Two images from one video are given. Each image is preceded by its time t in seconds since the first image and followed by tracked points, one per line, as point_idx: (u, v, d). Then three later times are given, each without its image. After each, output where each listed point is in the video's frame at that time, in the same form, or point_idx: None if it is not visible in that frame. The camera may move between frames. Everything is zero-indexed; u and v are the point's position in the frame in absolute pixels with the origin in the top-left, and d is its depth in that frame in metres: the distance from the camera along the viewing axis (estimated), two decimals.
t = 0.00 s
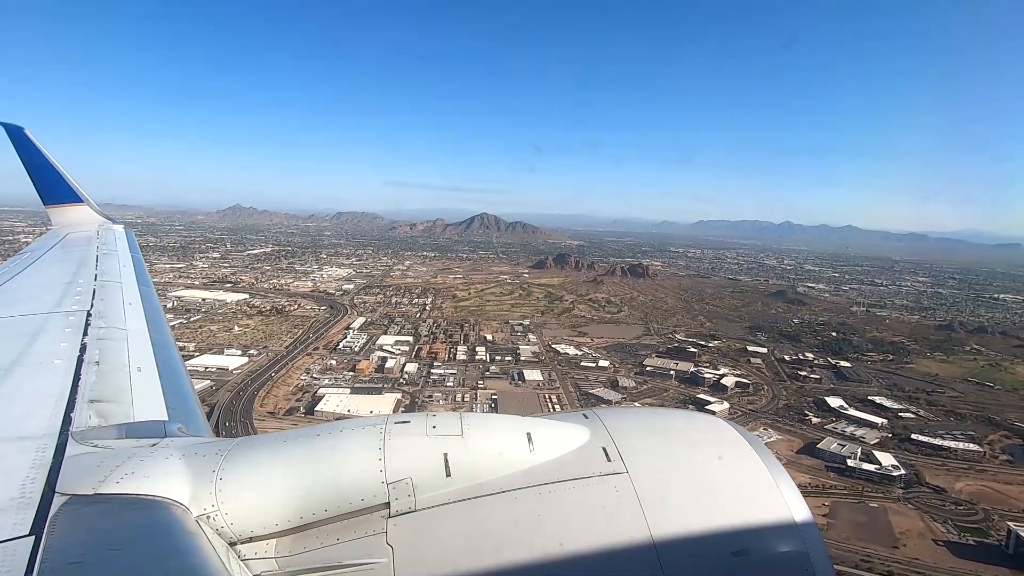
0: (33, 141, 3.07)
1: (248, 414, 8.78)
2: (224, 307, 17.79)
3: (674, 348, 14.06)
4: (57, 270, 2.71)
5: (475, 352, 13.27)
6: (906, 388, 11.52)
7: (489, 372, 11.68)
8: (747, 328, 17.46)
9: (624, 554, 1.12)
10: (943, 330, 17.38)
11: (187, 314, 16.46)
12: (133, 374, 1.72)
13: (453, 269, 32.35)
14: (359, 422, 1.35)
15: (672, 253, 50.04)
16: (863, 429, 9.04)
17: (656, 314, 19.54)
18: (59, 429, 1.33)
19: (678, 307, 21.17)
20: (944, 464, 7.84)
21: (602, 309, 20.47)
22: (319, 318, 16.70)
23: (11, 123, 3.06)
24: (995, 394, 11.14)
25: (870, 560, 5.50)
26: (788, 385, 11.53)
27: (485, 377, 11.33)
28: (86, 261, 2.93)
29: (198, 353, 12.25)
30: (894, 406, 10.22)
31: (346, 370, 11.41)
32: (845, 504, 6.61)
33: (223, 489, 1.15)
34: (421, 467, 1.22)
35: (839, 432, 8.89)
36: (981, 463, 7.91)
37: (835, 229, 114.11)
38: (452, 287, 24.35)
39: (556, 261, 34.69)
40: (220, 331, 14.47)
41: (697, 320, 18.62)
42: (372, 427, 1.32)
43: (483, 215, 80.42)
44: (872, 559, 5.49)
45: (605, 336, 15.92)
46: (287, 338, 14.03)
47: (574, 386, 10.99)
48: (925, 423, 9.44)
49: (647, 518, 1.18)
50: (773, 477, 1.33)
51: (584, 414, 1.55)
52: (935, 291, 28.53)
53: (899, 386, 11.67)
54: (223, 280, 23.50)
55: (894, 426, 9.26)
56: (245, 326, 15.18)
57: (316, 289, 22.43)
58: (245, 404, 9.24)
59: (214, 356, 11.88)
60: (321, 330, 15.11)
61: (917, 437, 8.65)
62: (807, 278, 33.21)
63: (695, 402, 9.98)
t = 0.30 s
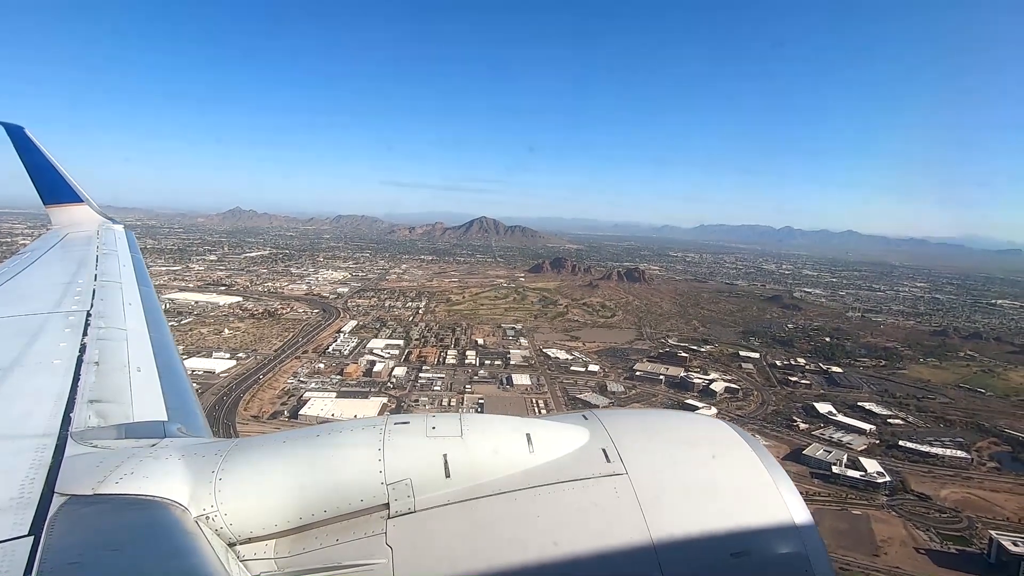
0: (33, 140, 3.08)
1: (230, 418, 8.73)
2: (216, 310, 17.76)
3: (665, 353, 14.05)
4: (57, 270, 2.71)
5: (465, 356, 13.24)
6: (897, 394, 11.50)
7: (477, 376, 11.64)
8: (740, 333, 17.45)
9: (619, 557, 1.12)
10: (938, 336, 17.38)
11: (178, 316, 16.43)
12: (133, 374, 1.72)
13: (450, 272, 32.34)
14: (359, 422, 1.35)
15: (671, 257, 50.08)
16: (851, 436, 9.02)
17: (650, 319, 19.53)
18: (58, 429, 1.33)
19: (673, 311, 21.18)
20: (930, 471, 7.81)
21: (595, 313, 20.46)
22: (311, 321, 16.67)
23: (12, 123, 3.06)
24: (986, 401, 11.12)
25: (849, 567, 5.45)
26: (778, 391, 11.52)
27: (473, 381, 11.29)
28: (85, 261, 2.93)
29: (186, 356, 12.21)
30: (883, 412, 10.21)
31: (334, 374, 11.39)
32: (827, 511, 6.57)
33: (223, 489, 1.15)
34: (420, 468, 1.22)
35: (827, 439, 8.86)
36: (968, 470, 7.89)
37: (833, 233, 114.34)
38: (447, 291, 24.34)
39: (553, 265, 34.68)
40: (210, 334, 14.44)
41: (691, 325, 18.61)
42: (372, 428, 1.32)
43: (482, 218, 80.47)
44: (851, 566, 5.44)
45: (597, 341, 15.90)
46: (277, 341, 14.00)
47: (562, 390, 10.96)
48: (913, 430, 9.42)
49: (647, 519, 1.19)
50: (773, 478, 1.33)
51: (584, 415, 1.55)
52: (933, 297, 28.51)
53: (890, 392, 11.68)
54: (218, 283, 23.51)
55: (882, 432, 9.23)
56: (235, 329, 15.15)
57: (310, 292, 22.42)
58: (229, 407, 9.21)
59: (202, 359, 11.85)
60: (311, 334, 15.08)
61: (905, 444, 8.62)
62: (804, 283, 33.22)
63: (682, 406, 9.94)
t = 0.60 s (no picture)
0: (34, 139, 3.07)
1: (214, 419, 8.73)
2: (208, 311, 17.75)
3: (656, 357, 14.05)
4: (58, 269, 2.71)
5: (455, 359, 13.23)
6: (888, 399, 11.49)
7: (466, 379, 11.63)
8: (734, 336, 17.46)
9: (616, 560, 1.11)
10: (933, 341, 17.39)
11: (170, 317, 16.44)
12: (134, 372, 1.73)
13: (446, 275, 32.34)
14: (359, 422, 1.35)
15: (669, 261, 50.09)
16: (838, 441, 8.99)
17: (644, 322, 19.54)
18: (59, 427, 1.33)
19: (667, 315, 21.19)
20: (916, 477, 7.78)
21: (589, 316, 20.46)
22: (303, 323, 16.67)
23: (13, 122, 3.06)
24: (978, 407, 11.12)
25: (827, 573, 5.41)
26: (768, 395, 11.51)
27: (462, 384, 11.26)
28: (85, 259, 2.92)
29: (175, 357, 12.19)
30: (872, 417, 10.19)
31: (321, 376, 11.37)
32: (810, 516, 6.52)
33: (223, 488, 1.15)
34: (419, 469, 1.22)
35: (815, 444, 8.83)
36: (954, 476, 7.86)
37: (832, 236, 114.59)
38: (441, 293, 24.35)
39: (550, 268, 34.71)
40: (200, 335, 14.43)
41: (684, 328, 18.62)
42: (373, 428, 1.32)
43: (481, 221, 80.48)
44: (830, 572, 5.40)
45: (589, 344, 15.89)
46: (267, 343, 13.99)
47: (550, 394, 10.94)
48: (902, 435, 9.40)
49: (647, 520, 1.18)
50: (774, 481, 1.33)
51: (583, 416, 1.55)
52: (931, 302, 28.51)
53: (881, 397, 11.68)
54: (212, 284, 23.50)
55: (870, 437, 9.20)
56: (226, 330, 15.13)
57: (304, 294, 22.42)
58: (214, 409, 9.20)
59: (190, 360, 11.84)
60: (302, 336, 15.07)
61: (892, 450, 8.58)
62: (800, 286, 33.27)
63: (671, 408, 9.92)
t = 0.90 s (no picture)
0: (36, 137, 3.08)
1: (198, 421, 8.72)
2: (200, 311, 17.75)
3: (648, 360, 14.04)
4: (59, 267, 2.71)
5: (445, 361, 13.20)
6: (879, 404, 11.47)
7: (454, 381, 11.61)
8: (728, 340, 17.45)
9: (612, 562, 1.11)
10: (928, 345, 17.38)
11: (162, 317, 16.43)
12: (136, 370, 1.74)
13: (443, 276, 32.35)
14: (358, 422, 1.35)
15: (668, 263, 50.10)
16: (825, 445, 8.95)
17: (638, 325, 19.53)
18: (60, 425, 1.33)
19: (662, 318, 21.18)
20: (902, 483, 7.71)
21: (584, 319, 20.44)
22: (296, 324, 16.67)
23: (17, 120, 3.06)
24: (969, 412, 11.11)
25: None
26: (758, 399, 11.49)
27: (450, 387, 11.24)
28: (87, 258, 2.93)
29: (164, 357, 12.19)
30: (861, 422, 10.15)
31: (310, 378, 11.35)
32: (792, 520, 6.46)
33: (223, 486, 1.15)
34: (420, 468, 1.22)
35: (802, 448, 8.79)
36: (941, 481, 7.81)
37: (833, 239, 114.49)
38: (437, 295, 24.35)
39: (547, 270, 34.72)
40: (191, 335, 14.42)
41: (678, 331, 18.61)
42: (373, 428, 1.32)
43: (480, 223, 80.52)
44: None
45: (581, 346, 15.88)
46: (258, 343, 13.98)
47: (539, 396, 10.92)
48: (891, 440, 9.36)
49: (647, 522, 1.18)
50: (775, 483, 1.33)
51: (584, 417, 1.55)
52: (929, 306, 28.46)
53: (872, 401, 11.66)
54: (207, 285, 23.51)
55: (858, 442, 9.15)
56: (217, 331, 15.12)
57: (299, 295, 22.42)
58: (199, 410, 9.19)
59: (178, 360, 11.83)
60: (293, 337, 15.06)
61: (879, 455, 8.52)
62: (798, 290, 33.27)
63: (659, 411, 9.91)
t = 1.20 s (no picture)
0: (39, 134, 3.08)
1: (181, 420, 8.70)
2: (192, 310, 17.74)
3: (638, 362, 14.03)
4: (60, 264, 2.70)
5: (434, 362, 13.18)
6: (868, 409, 11.46)
7: (443, 382, 11.59)
8: (720, 343, 17.45)
9: (605, 565, 1.10)
10: (922, 350, 17.37)
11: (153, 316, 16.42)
12: (136, 366, 1.74)
13: (439, 276, 32.36)
14: (359, 421, 1.35)
15: (666, 266, 50.15)
16: (812, 450, 8.92)
17: (632, 328, 19.52)
18: (60, 421, 1.33)
19: (656, 320, 21.17)
20: (886, 488, 7.68)
21: (577, 321, 20.43)
22: (287, 324, 16.66)
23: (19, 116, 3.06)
24: (958, 417, 11.11)
25: None
26: (747, 403, 11.46)
27: (437, 388, 11.22)
28: (88, 255, 2.92)
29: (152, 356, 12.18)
30: (848, 426, 10.13)
31: (297, 378, 11.34)
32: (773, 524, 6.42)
33: (223, 485, 1.15)
34: (420, 468, 1.22)
35: (789, 453, 8.75)
36: (926, 487, 7.78)
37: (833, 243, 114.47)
38: (432, 296, 24.35)
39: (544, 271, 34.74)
40: (181, 334, 14.41)
41: (671, 334, 18.60)
42: (374, 426, 1.32)
43: (479, 224, 80.58)
44: None
45: (573, 348, 15.87)
46: (248, 343, 13.96)
47: (526, 398, 10.91)
48: (878, 445, 9.33)
49: (648, 526, 1.18)
50: (775, 485, 1.33)
51: (584, 417, 1.55)
52: (927, 310, 28.42)
53: (863, 406, 11.65)
54: (202, 283, 23.52)
55: (844, 447, 9.10)
56: (208, 330, 15.11)
57: (293, 294, 22.44)
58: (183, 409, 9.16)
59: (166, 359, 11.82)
60: (283, 336, 15.05)
61: (865, 460, 8.48)
62: (795, 293, 33.25)
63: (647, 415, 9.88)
